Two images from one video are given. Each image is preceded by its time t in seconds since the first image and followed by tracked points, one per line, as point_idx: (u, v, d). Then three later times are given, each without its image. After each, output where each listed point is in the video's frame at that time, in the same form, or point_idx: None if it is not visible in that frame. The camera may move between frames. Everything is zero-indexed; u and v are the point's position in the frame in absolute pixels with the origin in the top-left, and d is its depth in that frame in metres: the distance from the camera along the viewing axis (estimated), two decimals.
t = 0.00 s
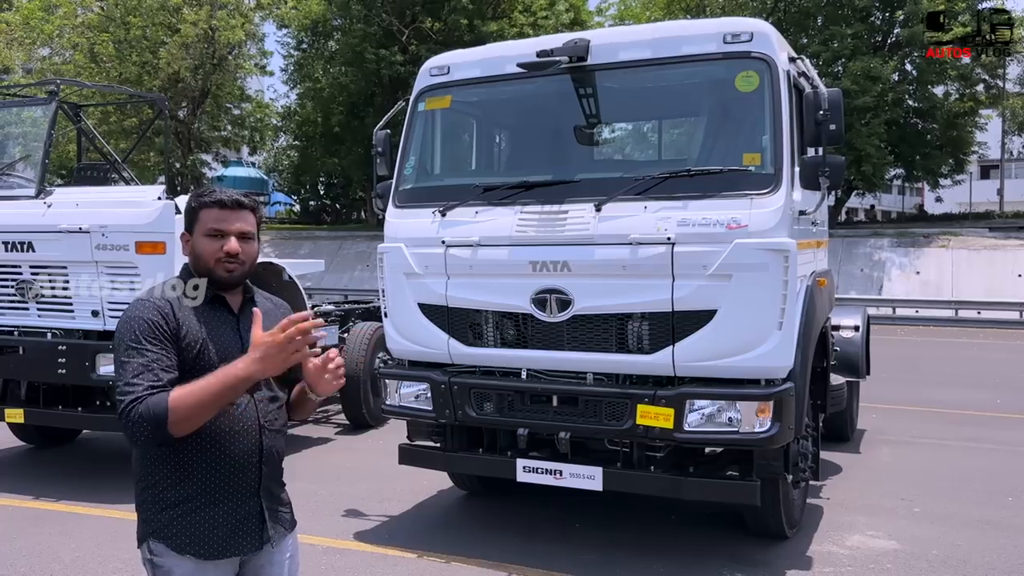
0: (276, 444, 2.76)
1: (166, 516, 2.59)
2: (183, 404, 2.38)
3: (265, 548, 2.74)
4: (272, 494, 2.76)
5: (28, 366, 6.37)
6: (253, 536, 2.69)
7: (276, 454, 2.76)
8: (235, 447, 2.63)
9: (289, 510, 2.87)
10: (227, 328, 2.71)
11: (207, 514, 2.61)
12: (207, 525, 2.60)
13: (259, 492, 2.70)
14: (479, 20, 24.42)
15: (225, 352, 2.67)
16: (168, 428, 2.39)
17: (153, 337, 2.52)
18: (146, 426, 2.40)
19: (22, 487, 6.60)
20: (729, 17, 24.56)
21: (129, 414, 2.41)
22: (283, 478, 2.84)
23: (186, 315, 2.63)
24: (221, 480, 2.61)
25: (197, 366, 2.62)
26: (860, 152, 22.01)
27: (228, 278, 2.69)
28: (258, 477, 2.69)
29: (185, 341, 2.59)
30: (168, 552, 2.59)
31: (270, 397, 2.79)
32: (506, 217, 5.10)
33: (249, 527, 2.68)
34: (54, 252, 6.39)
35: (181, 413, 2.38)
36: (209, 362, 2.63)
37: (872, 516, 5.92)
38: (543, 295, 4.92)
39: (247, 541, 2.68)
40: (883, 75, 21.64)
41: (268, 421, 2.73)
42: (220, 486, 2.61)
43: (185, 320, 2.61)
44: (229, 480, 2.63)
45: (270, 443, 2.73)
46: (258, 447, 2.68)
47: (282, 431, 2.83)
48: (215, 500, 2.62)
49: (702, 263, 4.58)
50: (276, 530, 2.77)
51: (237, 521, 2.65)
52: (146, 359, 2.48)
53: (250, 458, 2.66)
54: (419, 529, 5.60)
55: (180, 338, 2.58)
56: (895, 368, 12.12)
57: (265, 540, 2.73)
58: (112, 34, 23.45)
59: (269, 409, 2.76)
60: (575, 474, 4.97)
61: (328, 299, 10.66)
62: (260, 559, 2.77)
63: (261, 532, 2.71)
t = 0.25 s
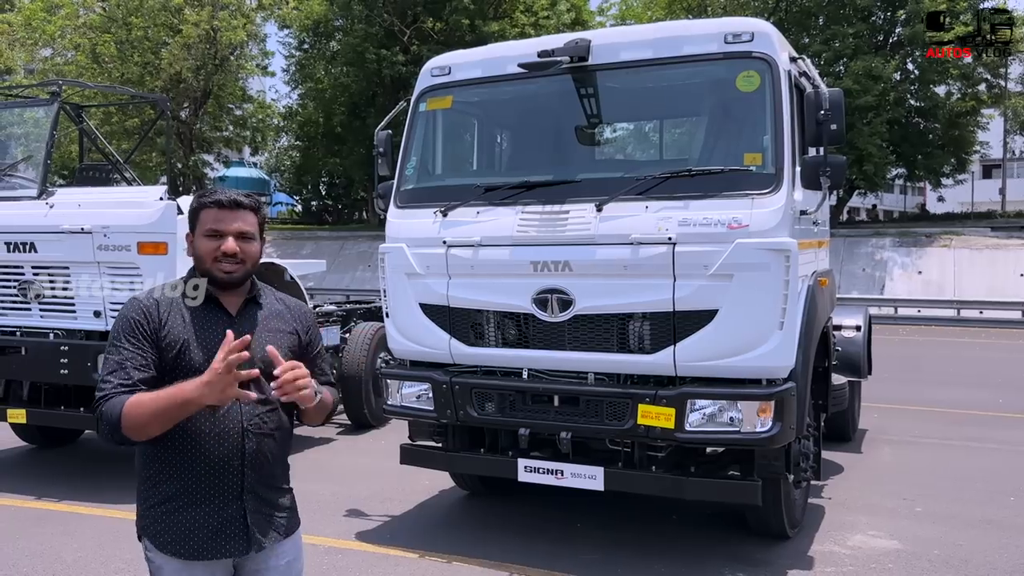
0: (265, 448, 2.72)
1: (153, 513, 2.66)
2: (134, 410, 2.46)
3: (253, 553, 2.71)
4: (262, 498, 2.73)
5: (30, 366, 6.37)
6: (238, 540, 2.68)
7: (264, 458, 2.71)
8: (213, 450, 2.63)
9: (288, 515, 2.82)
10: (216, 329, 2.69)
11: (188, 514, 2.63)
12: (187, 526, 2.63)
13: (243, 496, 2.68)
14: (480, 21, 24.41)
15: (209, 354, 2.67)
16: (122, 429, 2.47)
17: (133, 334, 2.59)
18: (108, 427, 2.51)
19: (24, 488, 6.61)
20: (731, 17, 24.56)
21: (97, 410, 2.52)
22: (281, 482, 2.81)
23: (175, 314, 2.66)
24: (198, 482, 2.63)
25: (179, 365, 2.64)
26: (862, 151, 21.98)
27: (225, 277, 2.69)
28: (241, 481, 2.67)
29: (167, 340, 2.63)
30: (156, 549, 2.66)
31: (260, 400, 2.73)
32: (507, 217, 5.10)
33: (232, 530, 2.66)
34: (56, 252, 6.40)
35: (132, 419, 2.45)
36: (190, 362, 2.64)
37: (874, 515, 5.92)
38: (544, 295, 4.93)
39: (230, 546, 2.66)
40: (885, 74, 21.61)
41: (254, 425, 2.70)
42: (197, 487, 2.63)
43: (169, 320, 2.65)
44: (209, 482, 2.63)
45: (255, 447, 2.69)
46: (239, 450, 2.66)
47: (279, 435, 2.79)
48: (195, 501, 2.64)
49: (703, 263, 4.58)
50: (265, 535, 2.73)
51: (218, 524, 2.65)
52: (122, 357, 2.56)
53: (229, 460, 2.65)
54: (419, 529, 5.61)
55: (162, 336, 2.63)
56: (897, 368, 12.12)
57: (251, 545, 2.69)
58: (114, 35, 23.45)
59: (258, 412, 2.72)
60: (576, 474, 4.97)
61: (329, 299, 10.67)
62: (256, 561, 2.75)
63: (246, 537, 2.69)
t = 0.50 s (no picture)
0: (259, 451, 2.71)
1: (151, 511, 2.70)
2: (141, 413, 2.53)
3: (246, 555, 2.70)
4: (257, 500, 2.72)
5: (31, 367, 6.38)
6: (232, 541, 2.68)
7: (257, 459, 2.71)
8: (206, 449, 2.65)
9: (287, 517, 2.81)
10: (213, 330, 2.70)
11: (182, 513, 2.66)
12: (181, 525, 2.65)
13: (235, 497, 2.68)
14: (481, 21, 24.43)
15: (206, 353, 2.68)
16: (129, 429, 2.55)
17: (132, 334, 2.64)
18: (109, 423, 2.59)
19: (26, 489, 6.62)
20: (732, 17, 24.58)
21: (101, 409, 2.60)
22: (281, 484, 2.79)
23: (175, 313, 2.70)
24: (192, 481, 2.65)
25: (176, 365, 2.67)
26: (864, 151, 21.96)
27: (225, 277, 2.69)
28: (233, 482, 2.67)
29: (166, 340, 2.67)
30: (152, 546, 2.70)
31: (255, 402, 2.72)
32: (509, 217, 5.10)
33: (223, 531, 2.67)
34: (57, 253, 6.41)
35: (139, 420, 2.53)
36: (186, 362, 2.67)
37: (875, 515, 5.92)
38: (545, 296, 4.93)
39: (223, 547, 2.66)
40: (886, 74, 21.61)
41: (247, 426, 2.70)
42: (191, 487, 2.65)
43: (169, 319, 2.69)
44: (200, 481, 2.65)
45: (248, 449, 2.69)
46: (232, 450, 2.67)
47: (277, 437, 2.78)
48: (189, 500, 2.66)
49: (704, 264, 4.58)
50: (259, 538, 2.72)
51: (210, 524, 2.66)
52: (122, 355, 2.63)
53: (221, 461, 2.66)
54: (421, 530, 5.61)
55: (161, 336, 2.67)
56: (898, 368, 12.12)
57: (244, 546, 2.69)
58: (116, 36, 23.47)
59: (252, 414, 2.72)
60: (577, 474, 4.97)
61: (331, 300, 10.68)
62: (254, 562, 2.75)
63: (238, 538, 2.68)
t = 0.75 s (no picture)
0: (261, 451, 2.71)
1: (154, 511, 2.70)
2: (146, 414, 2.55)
3: (247, 555, 2.70)
4: (258, 502, 2.72)
5: (33, 368, 6.39)
6: (233, 542, 2.68)
7: (259, 461, 2.71)
8: (207, 451, 2.65)
9: (289, 519, 2.81)
10: (214, 331, 2.70)
11: (183, 514, 2.66)
12: (183, 526, 2.66)
13: (236, 498, 2.68)
14: (482, 22, 24.43)
15: (208, 356, 2.69)
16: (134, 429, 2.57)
17: (135, 337, 2.66)
18: (114, 422, 2.60)
19: (28, 490, 6.62)
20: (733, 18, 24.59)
21: (106, 412, 2.62)
22: (283, 486, 2.79)
23: (177, 314, 2.70)
24: (194, 481, 2.66)
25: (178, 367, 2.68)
26: (865, 152, 21.94)
27: (226, 278, 2.69)
28: (234, 483, 2.67)
29: (168, 342, 2.68)
30: (156, 545, 2.70)
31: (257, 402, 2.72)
32: (510, 218, 5.11)
33: (225, 532, 2.67)
34: (58, 254, 6.42)
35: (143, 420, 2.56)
36: (188, 365, 2.67)
37: (877, 516, 5.92)
38: (546, 296, 4.93)
39: (224, 547, 2.67)
40: (887, 74, 21.59)
41: (249, 427, 2.70)
42: (193, 487, 2.66)
43: (171, 320, 2.69)
44: (203, 482, 2.66)
45: (250, 450, 2.69)
46: (233, 451, 2.67)
47: (279, 437, 2.77)
48: (191, 501, 2.66)
49: (705, 264, 4.58)
50: (260, 539, 2.72)
51: (212, 525, 2.66)
52: (125, 356, 2.65)
53: (223, 461, 2.66)
54: (422, 531, 5.61)
55: (163, 338, 2.67)
56: (900, 369, 12.11)
57: (245, 548, 2.69)
58: (117, 38, 23.48)
59: (255, 415, 2.71)
60: (578, 474, 4.98)
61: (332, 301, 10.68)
62: (257, 562, 2.75)
63: (239, 540, 2.68)
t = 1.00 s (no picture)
0: (263, 450, 2.71)
1: (158, 511, 2.71)
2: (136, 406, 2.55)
3: (250, 555, 2.71)
4: (261, 501, 2.73)
5: (34, 369, 6.39)
6: (236, 542, 2.68)
7: (261, 461, 2.71)
8: (210, 451, 2.65)
9: (291, 518, 2.81)
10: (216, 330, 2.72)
11: (186, 514, 2.67)
12: (186, 526, 2.66)
13: (239, 497, 2.69)
14: (483, 24, 24.44)
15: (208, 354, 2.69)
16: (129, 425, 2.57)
17: (136, 336, 2.67)
18: (114, 421, 2.61)
19: (29, 491, 6.63)
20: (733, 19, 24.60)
21: (104, 409, 2.63)
22: (285, 485, 2.80)
23: (179, 312, 2.72)
24: (196, 481, 2.66)
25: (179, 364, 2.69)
26: (866, 153, 21.92)
27: (226, 276, 2.70)
28: (237, 482, 2.68)
29: (169, 341, 2.69)
30: (159, 545, 2.71)
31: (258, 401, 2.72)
32: (510, 219, 5.11)
33: (228, 532, 2.67)
34: (59, 256, 6.43)
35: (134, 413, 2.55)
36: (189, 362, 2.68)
37: (878, 517, 5.92)
38: (547, 297, 4.93)
39: (227, 547, 2.67)
40: (888, 74, 21.56)
41: (251, 426, 2.70)
42: (196, 487, 2.66)
43: (172, 319, 2.71)
44: (206, 482, 2.66)
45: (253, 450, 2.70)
46: (235, 451, 2.67)
47: (280, 437, 2.78)
48: (194, 501, 2.67)
49: (705, 265, 4.58)
50: (263, 538, 2.73)
51: (215, 525, 2.67)
52: (126, 355, 2.66)
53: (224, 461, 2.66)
54: (423, 532, 5.61)
55: (164, 336, 2.69)
56: (901, 370, 12.11)
57: (248, 547, 2.70)
58: (119, 39, 23.49)
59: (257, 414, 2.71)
60: (579, 475, 4.98)
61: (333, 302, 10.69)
62: (260, 561, 2.75)
63: (242, 539, 2.69)
